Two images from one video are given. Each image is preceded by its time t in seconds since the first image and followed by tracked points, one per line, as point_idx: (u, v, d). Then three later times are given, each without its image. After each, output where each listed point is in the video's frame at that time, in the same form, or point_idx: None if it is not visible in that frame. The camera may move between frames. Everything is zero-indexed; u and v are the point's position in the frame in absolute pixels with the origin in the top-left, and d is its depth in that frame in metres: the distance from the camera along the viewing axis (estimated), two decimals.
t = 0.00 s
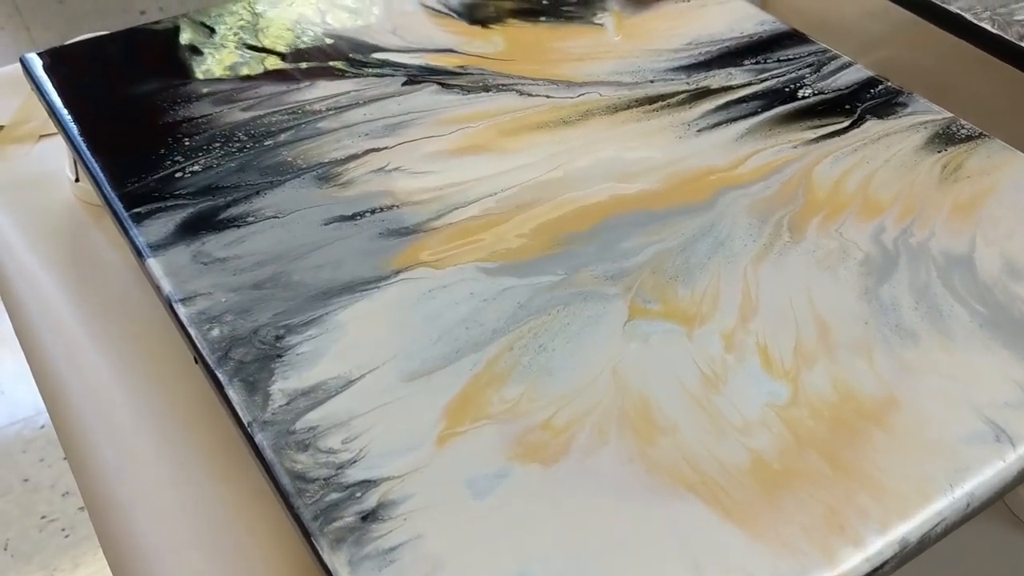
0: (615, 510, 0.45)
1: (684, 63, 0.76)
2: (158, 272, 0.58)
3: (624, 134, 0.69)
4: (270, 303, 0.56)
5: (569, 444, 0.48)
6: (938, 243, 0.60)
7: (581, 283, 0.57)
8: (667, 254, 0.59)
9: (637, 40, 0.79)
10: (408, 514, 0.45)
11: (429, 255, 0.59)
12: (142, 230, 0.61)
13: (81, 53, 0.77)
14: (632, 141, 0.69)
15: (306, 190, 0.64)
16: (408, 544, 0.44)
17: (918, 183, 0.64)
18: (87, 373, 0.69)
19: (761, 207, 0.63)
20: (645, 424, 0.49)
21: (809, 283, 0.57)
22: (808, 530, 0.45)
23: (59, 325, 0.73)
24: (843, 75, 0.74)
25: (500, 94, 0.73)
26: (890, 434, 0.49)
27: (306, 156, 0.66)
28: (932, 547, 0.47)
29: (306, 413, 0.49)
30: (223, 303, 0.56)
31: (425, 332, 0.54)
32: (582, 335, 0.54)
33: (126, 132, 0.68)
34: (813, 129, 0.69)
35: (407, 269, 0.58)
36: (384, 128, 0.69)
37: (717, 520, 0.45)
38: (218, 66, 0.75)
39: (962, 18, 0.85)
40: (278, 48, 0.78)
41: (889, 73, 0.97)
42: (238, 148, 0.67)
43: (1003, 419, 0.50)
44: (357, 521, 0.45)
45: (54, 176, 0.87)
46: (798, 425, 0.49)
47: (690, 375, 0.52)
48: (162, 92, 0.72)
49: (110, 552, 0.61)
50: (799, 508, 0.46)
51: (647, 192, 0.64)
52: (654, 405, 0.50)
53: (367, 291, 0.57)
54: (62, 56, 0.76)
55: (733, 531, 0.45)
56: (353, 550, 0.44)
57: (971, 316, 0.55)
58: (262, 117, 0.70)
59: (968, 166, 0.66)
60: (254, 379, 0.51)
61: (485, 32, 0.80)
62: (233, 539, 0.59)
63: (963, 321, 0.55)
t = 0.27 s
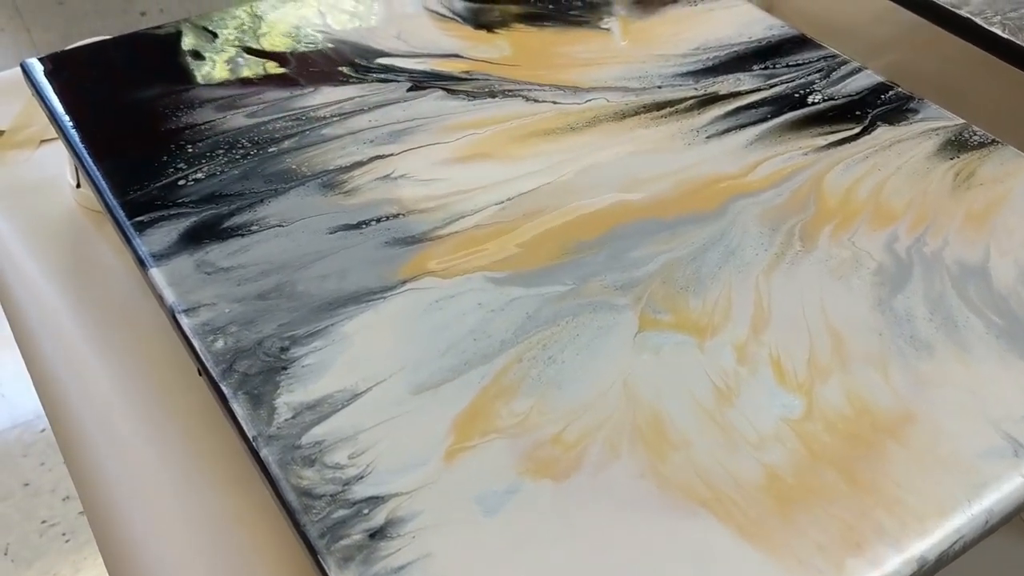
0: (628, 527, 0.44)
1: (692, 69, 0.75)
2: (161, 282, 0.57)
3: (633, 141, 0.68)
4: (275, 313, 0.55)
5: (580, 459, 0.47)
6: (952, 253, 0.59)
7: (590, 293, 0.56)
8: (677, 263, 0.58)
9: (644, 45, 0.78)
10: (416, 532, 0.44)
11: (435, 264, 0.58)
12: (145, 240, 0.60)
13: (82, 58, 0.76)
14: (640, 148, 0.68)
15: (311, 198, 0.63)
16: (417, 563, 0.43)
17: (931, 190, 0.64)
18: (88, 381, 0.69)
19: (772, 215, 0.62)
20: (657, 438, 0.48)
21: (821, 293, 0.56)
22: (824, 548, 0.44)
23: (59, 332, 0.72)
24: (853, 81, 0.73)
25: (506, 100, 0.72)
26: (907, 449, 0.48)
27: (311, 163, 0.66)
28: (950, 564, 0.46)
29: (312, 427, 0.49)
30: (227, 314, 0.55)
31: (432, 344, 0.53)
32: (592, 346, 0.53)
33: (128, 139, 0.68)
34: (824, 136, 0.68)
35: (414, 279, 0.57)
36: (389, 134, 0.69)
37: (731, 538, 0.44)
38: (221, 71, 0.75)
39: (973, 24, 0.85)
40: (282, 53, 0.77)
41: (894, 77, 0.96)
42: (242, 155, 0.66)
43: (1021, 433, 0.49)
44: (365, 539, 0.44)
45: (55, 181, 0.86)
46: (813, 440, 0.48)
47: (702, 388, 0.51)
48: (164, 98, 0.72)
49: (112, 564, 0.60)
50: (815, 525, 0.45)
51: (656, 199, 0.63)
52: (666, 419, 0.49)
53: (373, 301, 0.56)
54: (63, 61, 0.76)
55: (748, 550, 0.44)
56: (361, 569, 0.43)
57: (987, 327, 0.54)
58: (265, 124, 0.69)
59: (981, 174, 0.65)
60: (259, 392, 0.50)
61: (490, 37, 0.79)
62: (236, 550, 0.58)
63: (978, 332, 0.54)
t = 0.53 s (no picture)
0: (640, 545, 0.44)
1: (700, 74, 0.75)
2: (164, 292, 0.56)
3: (641, 148, 0.68)
4: (280, 325, 0.54)
5: (591, 475, 0.46)
6: (966, 262, 0.58)
7: (600, 303, 0.56)
8: (687, 273, 0.57)
9: (651, 49, 0.78)
10: (425, 550, 0.43)
11: (442, 274, 0.58)
12: (147, 249, 0.59)
13: (83, 64, 0.75)
14: (649, 155, 0.67)
15: (316, 206, 0.62)
16: None
17: (944, 198, 0.63)
18: (88, 390, 0.68)
19: (783, 223, 0.61)
20: (669, 453, 0.47)
21: (834, 304, 0.55)
22: (841, 566, 0.43)
23: (59, 340, 0.71)
24: (863, 87, 0.73)
25: (512, 106, 0.71)
26: (922, 464, 0.47)
27: (315, 170, 0.65)
28: None
29: (318, 442, 0.48)
30: (232, 325, 0.54)
31: (439, 355, 0.52)
32: (602, 358, 0.52)
33: (131, 146, 0.67)
34: (835, 142, 0.68)
35: (420, 289, 0.57)
36: (395, 141, 0.68)
37: (746, 556, 0.43)
38: (224, 77, 0.74)
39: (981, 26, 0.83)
40: (285, 58, 0.76)
41: (900, 80, 0.96)
42: (245, 162, 0.66)
43: None
44: (372, 557, 0.43)
45: (56, 187, 0.85)
46: (828, 455, 0.48)
47: (715, 401, 0.50)
48: (166, 104, 0.71)
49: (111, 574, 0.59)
50: (831, 542, 0.44)
51: (666, 207, 0.63)
52: (679, 433, 0.48)
53: (379, 312, 0.55)
54: (64, 66, 0.75)
55: (763, 568, 0.43)
56: None
57: (1003, 338, 0.54)
58: (269, 130, 0.68)
59: (995, 181, 0.64)
60: (264, 406, 0.49)
61: (496, 42, 0.78)
62: (240, 561, 0.57)
63: (994, 344, 0.53)
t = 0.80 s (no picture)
0: (653, 564, 0.43)
1: (707, 80, 0.74)
2: (167, 303, 0.55)
3: (649, 155, 0.67)
4: (285, 336, 0.53)
5: (602, 492, 0.45)
6: (979, 272, 0.58)
7: (609, 314, 0.55)
8: (697, 283, 0.57)
9: (658, 55, 0.77)
10: (433, 570, 0.42)
11: (449, 284, 0.57)
12: (149, 259, 0.58)
13: (84, 70, 0.74)
14: (657, 162, 0.66)
15: (320, 215, 0.61)
16: None
17: (956, 207, 0.62)
18: (88, 399, 0.67)
19: (794, 233, 0.60)
20: (681, 469, 0.47)
21: (846, 315, 0.55)
22: None
23: (60, 349, 0.70)
24: (873, 93, 0.72)
25: (518, 112, 0.71)
26: (938, 480, 0.47)
27: (320, 178, 0.64)
28: None
29: (324, 457, 0.47)
30: (235, 337, 0.53)
31: (446, 368, 0.51)
32: (612, 370, 0.51)
33: (133, 153, 0.66)
34: (845, 150, 0.67)
35: (427, 300, 0.56)
36: (399, 148, 0.67)
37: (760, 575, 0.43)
38: (226, 83, 0.73)
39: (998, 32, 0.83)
40: (288, 64, 0.76)
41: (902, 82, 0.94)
42: (249, 169, 0.65)
43: None
44: None
45: (56, 193, 0.85)
46: (842, 470, 0.47)
47: (727, 415, 0.49)
48: (168, 111, 0.70)
49: None
50: (846, 561, 0.43)
51: (674, 216, 0.62)
52: (690, 448, 0.48)
53: (384, 323, 0.54)
54: (65, 72, 0.74)
55: None
56: None
57: (1018, 350, 0.53)
58: (273, 137, 0.68)
59: (1007, 189, 0.63)
60: (269, 420, 0.49)
61: (501, 47, 0.78)
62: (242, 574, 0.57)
63: (1009, 356, 0.52)
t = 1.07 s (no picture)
0: None
1: (715, 86, 0.73)
2: (169, 314, 0.54)
3: (656, 163, 0.66)
4: (288, 349, 0.52)
5: (612, 509, 0.45)
6: (993, 282, 0.57)
7: (617, 325, 0.54)
8: (707, 294, 0.56)
9: (665, 60, 0.76)
10: None
11: (454, 295, 0.56)
12: (150, 269, 0.57)
13: (85, 76, 0.73)
14: (664, 170, 0.65)
15: (323, 224, 0.61)
16: None
17: (968, 216, 0.61)
18: (87, 407, 0.66)
19: (804, 242, 0.59)
20: (692, 486, 0.46)
21: (858, 327, 0.54)
22: None
23: (59, 356, 0.70)
24: (882, 99, 0.71)
25: (524, 119, 0.70)
26: (954, 497, 0.46)
27: (323, 187, 0.63)
28: None
29: (328, 473, 0.46)
30: (238, 350, 0.52)
31: (453, 381, 0.51)
32: (621, 383, 0.50)
33: (134, 161, 0.65)
34: (856, 157, 0.66)
35: (432, 312, 0.55)
36: (404, 156, 0.66)
37: None
38: (229, 90, 0.72)
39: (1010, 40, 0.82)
40: (291, 69, 0.75)
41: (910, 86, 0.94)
42: (251, 177, 0.64)
43: None
44: None
45: (57, 201, 0.84)
46: (856, 486, 0.46)
47: (739, 430, 0.48)
48: (170, 118, 0.69)
49: None
50: None
51: (683, 225, 0.61)
52: (702, 464, 0.47)
53: (389, 335, 0.53)
54: (65, 77, 0.73)
55: None
56: None
57: None
58: (275, 144, 0.67)
59: (1020, 197, 0.62)
60: (272, 435, 0.48)
61: (507, 52, 0.77)
62: None
63: None
